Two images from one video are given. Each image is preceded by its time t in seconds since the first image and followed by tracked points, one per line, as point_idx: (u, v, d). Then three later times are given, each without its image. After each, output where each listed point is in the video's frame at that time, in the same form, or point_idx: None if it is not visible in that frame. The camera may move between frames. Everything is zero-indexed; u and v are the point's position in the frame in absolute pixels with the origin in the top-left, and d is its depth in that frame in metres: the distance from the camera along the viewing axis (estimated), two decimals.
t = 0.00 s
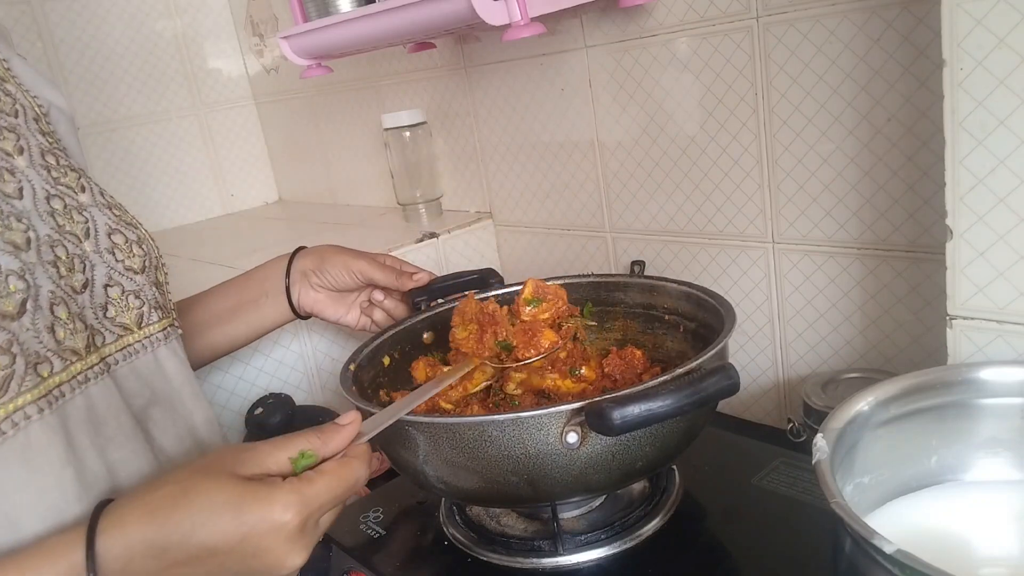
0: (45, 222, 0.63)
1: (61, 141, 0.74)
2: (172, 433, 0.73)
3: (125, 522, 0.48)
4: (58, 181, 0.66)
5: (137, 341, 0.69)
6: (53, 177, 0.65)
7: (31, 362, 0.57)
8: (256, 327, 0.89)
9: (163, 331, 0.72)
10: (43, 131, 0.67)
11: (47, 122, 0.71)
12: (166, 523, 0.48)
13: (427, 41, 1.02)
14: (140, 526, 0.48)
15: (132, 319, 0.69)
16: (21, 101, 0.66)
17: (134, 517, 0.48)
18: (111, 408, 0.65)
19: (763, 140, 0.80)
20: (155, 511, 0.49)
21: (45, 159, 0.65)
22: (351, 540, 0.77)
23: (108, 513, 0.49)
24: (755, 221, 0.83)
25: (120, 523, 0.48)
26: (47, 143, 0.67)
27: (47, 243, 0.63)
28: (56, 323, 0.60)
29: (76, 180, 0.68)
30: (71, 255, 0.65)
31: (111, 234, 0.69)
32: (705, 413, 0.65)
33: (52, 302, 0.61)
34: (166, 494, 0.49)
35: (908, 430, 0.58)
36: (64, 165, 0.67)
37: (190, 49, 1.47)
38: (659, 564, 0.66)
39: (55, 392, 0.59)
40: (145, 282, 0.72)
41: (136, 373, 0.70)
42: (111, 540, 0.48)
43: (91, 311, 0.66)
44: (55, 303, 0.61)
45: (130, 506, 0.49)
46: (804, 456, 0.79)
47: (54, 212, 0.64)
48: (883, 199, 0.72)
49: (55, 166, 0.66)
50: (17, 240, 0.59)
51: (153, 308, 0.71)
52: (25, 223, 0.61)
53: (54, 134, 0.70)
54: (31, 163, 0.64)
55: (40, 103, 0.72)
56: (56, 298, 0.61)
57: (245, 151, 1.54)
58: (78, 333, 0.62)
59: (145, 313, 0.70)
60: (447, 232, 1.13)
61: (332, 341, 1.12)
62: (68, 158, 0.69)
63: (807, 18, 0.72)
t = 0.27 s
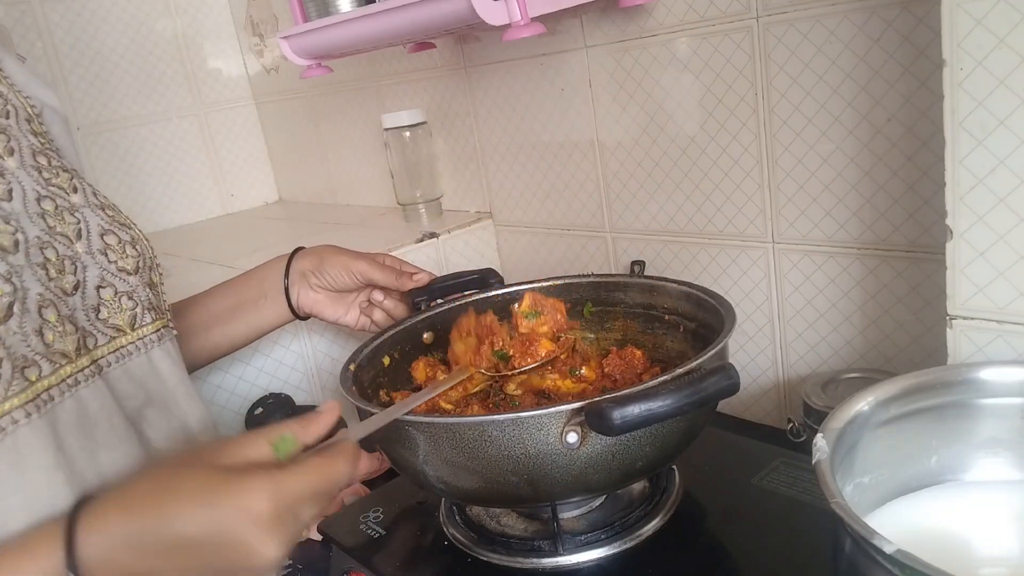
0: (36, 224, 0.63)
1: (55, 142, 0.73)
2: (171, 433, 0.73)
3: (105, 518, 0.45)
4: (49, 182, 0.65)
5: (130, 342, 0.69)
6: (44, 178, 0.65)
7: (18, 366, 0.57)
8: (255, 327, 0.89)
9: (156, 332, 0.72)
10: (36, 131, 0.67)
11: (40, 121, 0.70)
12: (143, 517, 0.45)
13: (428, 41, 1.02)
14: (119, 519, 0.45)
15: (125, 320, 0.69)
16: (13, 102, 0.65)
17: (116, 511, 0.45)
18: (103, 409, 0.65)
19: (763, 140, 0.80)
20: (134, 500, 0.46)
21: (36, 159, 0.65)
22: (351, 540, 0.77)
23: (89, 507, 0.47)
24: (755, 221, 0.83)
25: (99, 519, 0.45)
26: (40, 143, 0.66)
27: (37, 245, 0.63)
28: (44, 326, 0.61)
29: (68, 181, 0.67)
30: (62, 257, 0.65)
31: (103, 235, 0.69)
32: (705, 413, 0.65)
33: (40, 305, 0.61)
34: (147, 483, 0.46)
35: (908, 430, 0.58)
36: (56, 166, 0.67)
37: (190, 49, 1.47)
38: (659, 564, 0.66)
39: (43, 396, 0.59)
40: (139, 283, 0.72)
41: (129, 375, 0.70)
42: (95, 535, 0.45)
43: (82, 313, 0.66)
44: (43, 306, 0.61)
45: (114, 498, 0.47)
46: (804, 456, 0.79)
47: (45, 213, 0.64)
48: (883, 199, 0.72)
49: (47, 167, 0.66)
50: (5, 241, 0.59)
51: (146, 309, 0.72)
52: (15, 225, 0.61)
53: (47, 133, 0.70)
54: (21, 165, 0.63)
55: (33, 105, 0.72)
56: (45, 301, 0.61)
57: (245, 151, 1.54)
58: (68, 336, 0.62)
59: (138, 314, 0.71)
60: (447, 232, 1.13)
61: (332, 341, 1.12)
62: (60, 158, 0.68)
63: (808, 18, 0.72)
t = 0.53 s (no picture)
0: (27, 227, 0.64)
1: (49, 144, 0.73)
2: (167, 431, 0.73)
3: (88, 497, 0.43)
4: (42, 184, 0.66)
5: (124, 345, 0.69)
6: (38, 180, 0.66)
7: (9, 367, 0.57)
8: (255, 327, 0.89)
9: (150, 335, 0.72)
10: (29, 134, 0.68)
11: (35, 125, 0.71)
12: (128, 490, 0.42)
13: (428, 41, 1.02)
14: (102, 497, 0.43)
15: (118, 323, 0.69)
16: (10, 106, 0.67)
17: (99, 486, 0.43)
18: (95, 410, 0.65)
19: (763, 140, 0.80)
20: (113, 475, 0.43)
21: (30, 161, 0.66)
22: (351, 540, 0.77)
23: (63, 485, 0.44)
24: (755, 221, 0.83)
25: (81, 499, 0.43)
26: (33, 146, 0.67)
27: (27, 247, 0.63)
28: (35, 327, 0.61)
29: (62, 183, 0.68)
30: (54, 259, 0.65)
31: (98, 237, 0.69)
32: (705, 412, 0.65)
33: (31, 306, 0.61)
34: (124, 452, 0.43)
35: (908, 430, 0.58)
36: (50, 168, 0.67)
37: (190, 49, 1.47)
38: (659, 565, 0.66)
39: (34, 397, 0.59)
40: (133, 285, 0.72)
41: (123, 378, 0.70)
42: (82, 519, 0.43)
43: (74, 315, 0.66)
44: (34, 307, 0.61)
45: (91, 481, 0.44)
46: (804, 455, 0.79)
47: (37, 215, 0.65)
48: (883, 199, 0.72)
49: (41, 169, 0.66)
50: None
51: (140, 312, 0.71)
52: (5, 228, 0.61)
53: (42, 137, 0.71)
54: (15, 167, 0.64)
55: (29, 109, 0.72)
56: (35, 303, 0.61)
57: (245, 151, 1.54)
58: (59, 338, 0.62)
59: (132, 317, 0.70)
60: (447, 232, 1.13)
61: (332, 341, 1.12)
62: (54, 161, 0.69)
63: (808, 18, 0.72)
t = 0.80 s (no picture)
0: (31, 225, 0.64)
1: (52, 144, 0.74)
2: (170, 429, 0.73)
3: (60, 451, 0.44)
4: (46, 182, 0.66)
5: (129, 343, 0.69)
6: (41, 179, 0.66)
7: (17, 365, 0.58)
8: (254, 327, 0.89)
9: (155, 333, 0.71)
10: (32, 133, 0.68)
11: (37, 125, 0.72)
12: (97, 446, 0.43)
13: (428, 41, 1.02)
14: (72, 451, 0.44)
15: (122, 322, 0.68)
16: (10, 105, 0.67)
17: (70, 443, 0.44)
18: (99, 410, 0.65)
19: (763, 140, 0.80)
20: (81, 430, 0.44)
21: (33, 160, 0.66)
22: (351, 540, 0.77)
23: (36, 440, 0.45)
24: (755, 221, 0.83)
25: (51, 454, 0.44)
26: (36, 145, 0.68)
27: (33, 245, 0.63)
28: (43, 325, 0.61)
29: (65, 182, 0.68)
30: (59, 258, 0.65)
31: (102, 236, 0.69)
32: (706, 412, 0.65)
33: (37, 303, 0.61)
34: (88, 406, 0.44)
35: (908, 430, 0.58)
36: (53, 166, 0.68)
37: (190, 49, 1.47)
38: (659, 565, 0.66)
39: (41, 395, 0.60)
40: (137, 284, 0.71)
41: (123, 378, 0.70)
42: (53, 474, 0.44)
43: (80, 313, 0.65)
44: (42, 305, 0.61)
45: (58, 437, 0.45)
46: (804, 455, 0.79)
47: (41, 214, 0.65)
48: (883, 199, 0.72)
49: (43, 168, 0.67)
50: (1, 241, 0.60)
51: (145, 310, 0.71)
52: (11, 226, 0.62)
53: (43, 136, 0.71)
54: (17, 166, 0.64)
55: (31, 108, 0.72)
56: (42, 300, 0.61)
57: (245, 151, 1.54)
58: (67, 335, 0.62)
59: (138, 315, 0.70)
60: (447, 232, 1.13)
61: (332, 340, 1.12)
62: (57, 160, 0.69)
63: (808, 18, 0.72)
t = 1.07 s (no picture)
0: (33, 224, 0.64)
1: (54, 143, 0.74)
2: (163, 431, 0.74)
3: None
4: (49, 181, 0.67)
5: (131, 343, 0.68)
6: (44, 178, 0.66)
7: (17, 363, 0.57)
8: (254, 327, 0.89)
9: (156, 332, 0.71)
10: (36, 132, 0.69)
11: (42, 123, 0.73)
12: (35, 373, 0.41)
13: (428, 41, 1.02)
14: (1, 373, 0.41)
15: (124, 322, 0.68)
16: (14, 103, 0.68)
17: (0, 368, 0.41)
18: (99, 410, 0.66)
19: (763, 140, 0.80)
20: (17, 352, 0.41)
21: (36, 160, 0.67)
22: (351, 540, 0.77)
23: None
24: (755, 221, 0.83)
25: None
26: (40, 144, 0.68)
27: (36, 243, 0.63)
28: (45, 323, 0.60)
29: (68, 181, 0.69)
30: (61, 257, 0.64)
31: (103, 236, 0.69)
32: (706, 412, 0.65)
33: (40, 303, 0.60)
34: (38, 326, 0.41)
35: (908, 430, 0.58)
36: (56, 166, 0.68)
37: (190, 49, 1.47)
38: (659, 565, 0.66)
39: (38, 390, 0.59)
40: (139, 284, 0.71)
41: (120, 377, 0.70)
42: None
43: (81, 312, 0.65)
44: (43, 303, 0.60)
45: None
46: (804, 455, 0.79)
47: (43, 213, 0.65)
48: (883, 199, 0.72)
49: (48, 167, 0.67)
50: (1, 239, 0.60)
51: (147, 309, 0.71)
52: (11, 224, 0.62)
53: (46, 134, 0.72)
54: (20, 165, 0.65)
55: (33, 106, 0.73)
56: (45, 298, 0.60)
57: (245, 151, 1.54)
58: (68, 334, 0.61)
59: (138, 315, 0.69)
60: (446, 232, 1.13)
61: (332, 340, 1.12)
62: (60, 159, 0.70)
63: (808, 18, 0.72)
